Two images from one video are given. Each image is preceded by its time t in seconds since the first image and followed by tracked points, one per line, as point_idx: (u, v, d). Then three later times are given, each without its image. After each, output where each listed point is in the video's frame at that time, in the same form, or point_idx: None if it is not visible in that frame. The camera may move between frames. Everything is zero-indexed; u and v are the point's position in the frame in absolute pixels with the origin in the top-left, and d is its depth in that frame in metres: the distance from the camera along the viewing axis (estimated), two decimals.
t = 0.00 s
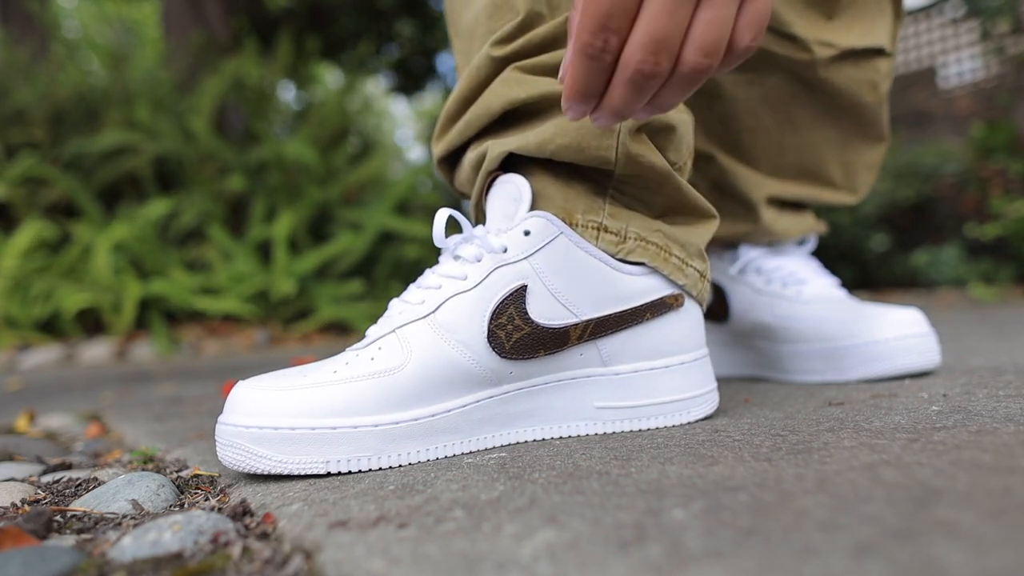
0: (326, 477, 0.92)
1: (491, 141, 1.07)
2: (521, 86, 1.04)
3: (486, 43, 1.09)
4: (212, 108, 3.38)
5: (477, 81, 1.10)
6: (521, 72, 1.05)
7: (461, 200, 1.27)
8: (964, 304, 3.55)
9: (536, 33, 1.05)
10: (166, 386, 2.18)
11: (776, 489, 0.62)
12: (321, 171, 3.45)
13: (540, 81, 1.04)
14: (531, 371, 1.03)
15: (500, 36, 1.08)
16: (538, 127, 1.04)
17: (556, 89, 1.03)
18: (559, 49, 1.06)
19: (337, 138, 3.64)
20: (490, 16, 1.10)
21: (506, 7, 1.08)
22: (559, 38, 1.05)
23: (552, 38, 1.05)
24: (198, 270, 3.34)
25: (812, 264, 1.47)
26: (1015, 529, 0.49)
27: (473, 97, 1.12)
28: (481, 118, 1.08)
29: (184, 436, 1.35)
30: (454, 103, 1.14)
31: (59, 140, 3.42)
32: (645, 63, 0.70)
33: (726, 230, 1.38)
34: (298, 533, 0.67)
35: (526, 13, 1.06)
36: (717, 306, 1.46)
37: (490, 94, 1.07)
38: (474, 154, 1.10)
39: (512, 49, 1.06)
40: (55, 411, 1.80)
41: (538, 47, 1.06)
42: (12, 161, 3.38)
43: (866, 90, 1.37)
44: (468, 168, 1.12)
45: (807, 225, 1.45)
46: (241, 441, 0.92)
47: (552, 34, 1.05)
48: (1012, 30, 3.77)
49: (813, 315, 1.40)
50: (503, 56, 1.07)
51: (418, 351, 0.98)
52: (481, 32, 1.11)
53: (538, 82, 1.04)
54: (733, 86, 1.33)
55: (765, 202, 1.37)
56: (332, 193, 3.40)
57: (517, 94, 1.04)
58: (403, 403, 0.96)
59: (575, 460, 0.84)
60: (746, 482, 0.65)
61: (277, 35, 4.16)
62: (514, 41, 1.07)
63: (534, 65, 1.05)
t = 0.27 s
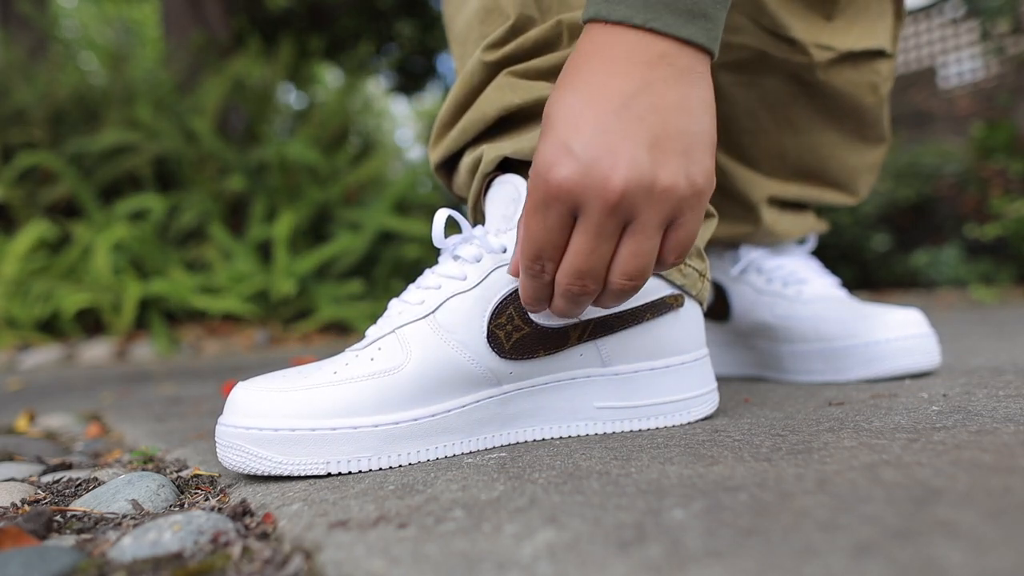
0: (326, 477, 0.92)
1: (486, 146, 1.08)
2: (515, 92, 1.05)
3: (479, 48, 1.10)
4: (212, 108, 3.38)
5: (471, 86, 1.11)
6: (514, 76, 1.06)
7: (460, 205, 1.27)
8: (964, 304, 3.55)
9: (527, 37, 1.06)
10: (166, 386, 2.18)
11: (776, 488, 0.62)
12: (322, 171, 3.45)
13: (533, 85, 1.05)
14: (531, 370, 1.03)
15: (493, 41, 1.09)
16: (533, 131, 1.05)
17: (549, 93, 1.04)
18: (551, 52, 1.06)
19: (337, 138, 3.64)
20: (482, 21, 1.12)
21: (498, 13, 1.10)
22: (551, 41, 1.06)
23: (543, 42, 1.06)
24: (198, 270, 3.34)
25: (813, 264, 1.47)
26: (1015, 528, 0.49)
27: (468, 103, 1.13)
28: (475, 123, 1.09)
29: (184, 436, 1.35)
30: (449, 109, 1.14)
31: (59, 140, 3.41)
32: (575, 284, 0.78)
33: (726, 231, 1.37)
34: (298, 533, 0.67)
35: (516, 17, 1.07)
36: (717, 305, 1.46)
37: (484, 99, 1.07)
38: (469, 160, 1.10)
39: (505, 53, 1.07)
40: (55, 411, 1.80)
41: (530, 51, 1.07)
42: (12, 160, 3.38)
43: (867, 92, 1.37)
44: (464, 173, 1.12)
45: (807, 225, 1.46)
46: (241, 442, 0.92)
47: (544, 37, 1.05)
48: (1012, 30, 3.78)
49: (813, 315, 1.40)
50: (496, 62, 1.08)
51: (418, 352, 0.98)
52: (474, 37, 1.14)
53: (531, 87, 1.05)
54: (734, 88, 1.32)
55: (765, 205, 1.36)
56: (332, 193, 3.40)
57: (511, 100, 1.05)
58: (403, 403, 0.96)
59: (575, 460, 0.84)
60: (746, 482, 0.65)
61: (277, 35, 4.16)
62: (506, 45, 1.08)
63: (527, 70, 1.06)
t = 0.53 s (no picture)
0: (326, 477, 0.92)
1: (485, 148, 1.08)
2: (515, 94, 1.05)
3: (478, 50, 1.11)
4: (212, 108, 3.38)
5: (469, 89, 1.11)
6: (513, 79, 1.06)
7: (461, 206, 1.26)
8: (964, 304, 3.56)
9: (526, 39, 1.06)
10: (166, 386, 2.18)
11: (776, 488, 0.62)
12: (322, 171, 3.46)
13: (532, 87, 1.05)
14: (532, 370, 1.03)
15: (492, 43, 1.09)
16: (533, 134, 1.05)
17: (548, 95, 1.04)
18: (550, 54, 1.06)
19: (337, 138, 3.64)
20: (481, 23, 1.12)
21: (496, 15, 1.10)
22: (550, 42, 1.06)
23: (542, 44, 1.06)
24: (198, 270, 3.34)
25: (813, 264, 1.47)
26: (1015, 528, 0.49)
27: (467, 105, 1.13)
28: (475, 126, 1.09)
29: (184, 436, 1.35)
30: (449, 110, 1.14)
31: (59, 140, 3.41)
32: (558, 296, 0.78)
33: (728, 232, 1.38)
34: (298, 533, 0.67)
35: (514, 20, 1.07)
36: (718, 305, 1.46)
37: (483, 102, 1.07)
38: (468, 162, 1.10)
39: (504, 56, 1.07)
40: (55, 411, 1.80)
41: (529, 52, 1.07)
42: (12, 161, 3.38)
43: (866, 94, 1.36)
44: (463, 174, 1.12)
45: (807, 226, 1.46)
46: (240, 442, 0.92)
47: (542, 39, 1.06)
48: (1011, 31, 3.78)
49: (813, 315, 1.40)
50: (496, 65, 1.08)
51: (417, 351, 0.98)
52: (472, 39, 1.14)
53: (531, 90, 1.05)
54: (732, 89, 1.33)
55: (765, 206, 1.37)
56: (332, 193, 3.40)
57: (510, 103, 1.05)
58: (403, 403, 0.96)
59: (575, 460, 0.84)
60: (746, 482, 0.65)
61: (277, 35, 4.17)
62: (504, 47, 1.08)
63: (526, 72, 1.06)
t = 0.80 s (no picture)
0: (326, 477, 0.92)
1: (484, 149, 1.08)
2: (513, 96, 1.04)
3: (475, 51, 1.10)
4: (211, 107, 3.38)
5: (468, 89, 1.10)
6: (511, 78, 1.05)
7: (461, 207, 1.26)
8: (965, 304, 3.56)
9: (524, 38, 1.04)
10: (166, 385, 2.18)
11: (776, 489, 0.62)
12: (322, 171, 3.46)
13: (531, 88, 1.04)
14: (531, 370, 1.03)
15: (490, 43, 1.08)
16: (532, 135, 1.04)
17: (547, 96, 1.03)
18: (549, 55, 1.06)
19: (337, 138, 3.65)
20: (479, 24, 1.11)
21: (494, 16, 1.09)
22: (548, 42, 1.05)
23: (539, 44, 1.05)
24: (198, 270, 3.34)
25: (812, 264, 1.47)
26: (1016, 529, 0.49)
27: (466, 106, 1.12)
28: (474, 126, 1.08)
29: (184, 436, 1.35)
30: (448, 111, 1.13)
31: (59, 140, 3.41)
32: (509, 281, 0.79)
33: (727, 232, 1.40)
34: (298, 533, 0.67)
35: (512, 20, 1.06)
36: (718, 305, 1.46)
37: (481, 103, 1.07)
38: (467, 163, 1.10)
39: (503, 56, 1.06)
40: (55, 411, 1.80)
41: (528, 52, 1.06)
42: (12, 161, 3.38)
43: (863, 94, 1.36)
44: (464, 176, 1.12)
45: (807, 226, 1.45)
46: (241, 442, 0.92)
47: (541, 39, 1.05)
48: (1012, 30, 3.78)
49: (813, 315, 1.40)
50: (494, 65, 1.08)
51: (418, 351, 0.98)
52: (470, 40, 1.13)
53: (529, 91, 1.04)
54: (728, 89, 1.37)
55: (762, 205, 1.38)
56: (332, 193, 3.40)
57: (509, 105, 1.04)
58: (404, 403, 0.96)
59: (575, 460, 0.84)
60: (746, 482, 0.65)
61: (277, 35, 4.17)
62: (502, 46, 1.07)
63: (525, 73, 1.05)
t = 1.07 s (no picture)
0: (326, 478, 0.92)
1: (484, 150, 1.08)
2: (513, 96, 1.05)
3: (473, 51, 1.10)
4: (211, 107, 3.38)
5: (466, 90, 1.11)
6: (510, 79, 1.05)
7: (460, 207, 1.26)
8: (964, 304, 3.56)
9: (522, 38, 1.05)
10: (166, 385, 2.18)
11: (776, 489, 0.62)
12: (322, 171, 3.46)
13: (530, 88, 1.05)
14: (531, 370, 1.03)
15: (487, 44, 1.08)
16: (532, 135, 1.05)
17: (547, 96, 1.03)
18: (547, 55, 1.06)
19: (337, 138, 3.65)
20: (477, 24, 1.11)
21: (491, 16, 1.09)
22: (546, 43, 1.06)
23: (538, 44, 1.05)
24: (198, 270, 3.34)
25: (812, 264, 1.47)
26: (1015, 529, 0.49)
27: (464, 108, 1.13)
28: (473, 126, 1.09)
29: (184, 436, 1.35)
30: (447, 111, 1.14)
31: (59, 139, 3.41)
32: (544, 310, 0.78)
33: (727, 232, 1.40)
34: (298, 533, 0.67)
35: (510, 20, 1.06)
36: (718, 305, 1.46)
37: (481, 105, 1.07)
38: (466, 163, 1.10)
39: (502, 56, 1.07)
40: (55, 411, 1.80)
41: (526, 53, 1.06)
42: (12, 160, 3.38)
43: (863, 94, 1.36)
44: (463, 176, 1.12)
45: (807, 226, 1.45)
46: (241, 442, 0.92)
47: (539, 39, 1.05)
48: (1012, 30, 3.77)
49: (813, 315, 1.40)
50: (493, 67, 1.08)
51: (418, 351, 0.98)
52: (468, 40, 1.13)
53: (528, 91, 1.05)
54: (728, 90, 1.37)
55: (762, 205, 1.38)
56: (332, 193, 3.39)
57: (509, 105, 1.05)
58: (403, 403, 0.96)
59: (575, 460, 0.84)
60: (746, 482, 0.65)
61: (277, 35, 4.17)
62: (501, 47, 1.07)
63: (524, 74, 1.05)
